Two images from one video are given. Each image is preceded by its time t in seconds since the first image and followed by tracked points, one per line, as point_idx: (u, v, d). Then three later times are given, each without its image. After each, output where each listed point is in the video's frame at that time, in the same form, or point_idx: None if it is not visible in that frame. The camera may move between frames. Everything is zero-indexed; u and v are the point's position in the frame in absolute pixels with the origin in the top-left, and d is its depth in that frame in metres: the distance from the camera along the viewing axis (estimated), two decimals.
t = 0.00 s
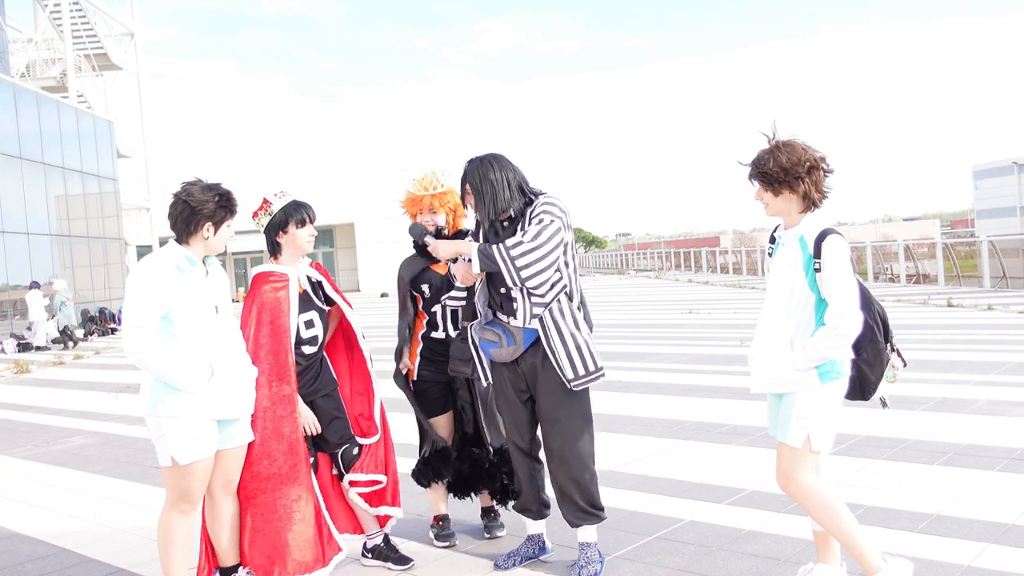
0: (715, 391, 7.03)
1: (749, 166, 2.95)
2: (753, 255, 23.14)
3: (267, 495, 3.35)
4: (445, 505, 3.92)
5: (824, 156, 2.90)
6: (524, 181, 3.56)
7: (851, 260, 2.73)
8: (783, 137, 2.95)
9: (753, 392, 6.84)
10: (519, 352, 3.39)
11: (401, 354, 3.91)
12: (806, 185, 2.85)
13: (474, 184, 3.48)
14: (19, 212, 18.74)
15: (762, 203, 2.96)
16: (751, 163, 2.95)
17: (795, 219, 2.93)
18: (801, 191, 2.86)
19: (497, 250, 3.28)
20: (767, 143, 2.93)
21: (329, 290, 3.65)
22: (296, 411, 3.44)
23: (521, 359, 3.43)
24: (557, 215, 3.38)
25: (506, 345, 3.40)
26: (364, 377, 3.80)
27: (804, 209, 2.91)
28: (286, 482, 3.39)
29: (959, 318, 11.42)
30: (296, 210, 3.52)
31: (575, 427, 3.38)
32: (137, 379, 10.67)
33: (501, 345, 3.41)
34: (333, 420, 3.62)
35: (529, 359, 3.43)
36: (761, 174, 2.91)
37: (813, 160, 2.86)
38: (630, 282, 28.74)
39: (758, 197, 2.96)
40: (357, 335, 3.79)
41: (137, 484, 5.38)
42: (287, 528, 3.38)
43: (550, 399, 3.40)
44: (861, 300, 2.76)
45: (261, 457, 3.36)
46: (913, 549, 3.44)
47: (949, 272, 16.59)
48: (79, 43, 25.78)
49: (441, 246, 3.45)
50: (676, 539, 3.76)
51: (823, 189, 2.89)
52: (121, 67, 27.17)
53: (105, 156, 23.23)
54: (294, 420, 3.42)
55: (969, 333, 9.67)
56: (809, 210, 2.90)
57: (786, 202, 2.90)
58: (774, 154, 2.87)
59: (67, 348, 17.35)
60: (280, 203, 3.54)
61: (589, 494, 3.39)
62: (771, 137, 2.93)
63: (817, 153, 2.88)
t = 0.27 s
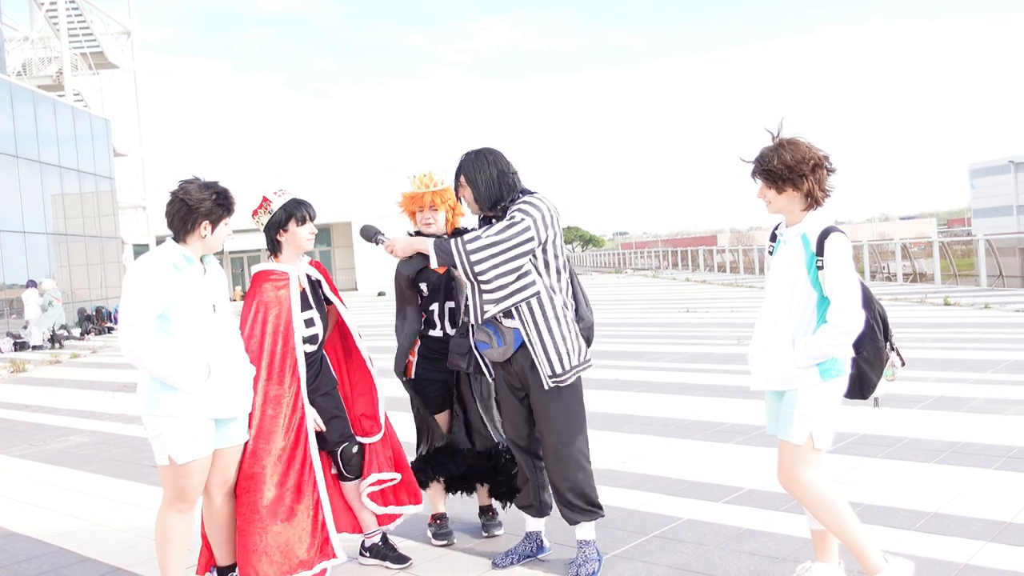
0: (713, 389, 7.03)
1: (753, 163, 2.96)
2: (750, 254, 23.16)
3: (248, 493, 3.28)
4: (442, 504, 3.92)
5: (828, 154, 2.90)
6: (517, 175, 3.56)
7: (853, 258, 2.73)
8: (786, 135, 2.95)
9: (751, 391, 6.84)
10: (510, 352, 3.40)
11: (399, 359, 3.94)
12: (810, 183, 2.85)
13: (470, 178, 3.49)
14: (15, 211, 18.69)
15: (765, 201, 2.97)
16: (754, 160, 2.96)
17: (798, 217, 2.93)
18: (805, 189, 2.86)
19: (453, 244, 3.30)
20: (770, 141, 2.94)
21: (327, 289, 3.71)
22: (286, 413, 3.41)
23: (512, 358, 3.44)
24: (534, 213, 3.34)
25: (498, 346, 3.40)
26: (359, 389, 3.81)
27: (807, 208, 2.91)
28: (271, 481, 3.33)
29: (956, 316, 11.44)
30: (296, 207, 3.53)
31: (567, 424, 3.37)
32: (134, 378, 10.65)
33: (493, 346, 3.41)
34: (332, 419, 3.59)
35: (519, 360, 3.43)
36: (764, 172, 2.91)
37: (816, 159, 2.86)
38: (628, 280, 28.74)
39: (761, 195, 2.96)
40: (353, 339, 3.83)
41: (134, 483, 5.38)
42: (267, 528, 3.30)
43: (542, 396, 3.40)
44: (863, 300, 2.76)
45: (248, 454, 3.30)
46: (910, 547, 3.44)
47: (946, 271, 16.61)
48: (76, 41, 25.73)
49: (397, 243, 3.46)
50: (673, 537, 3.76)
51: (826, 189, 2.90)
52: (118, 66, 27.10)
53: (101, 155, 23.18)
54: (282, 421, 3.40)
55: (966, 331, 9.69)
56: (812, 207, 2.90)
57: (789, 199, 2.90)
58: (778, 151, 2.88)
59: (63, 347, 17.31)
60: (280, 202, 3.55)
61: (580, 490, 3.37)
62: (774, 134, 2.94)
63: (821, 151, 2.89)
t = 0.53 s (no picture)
0: (711, 387, 7.04)
1: (755, 161, 2.96)
2: (748, 251, 23.18)
3: (240, 488, 3.26)
4: (441, 502, 3.94)
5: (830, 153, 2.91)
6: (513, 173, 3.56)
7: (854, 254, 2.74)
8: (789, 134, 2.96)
9: (749, 388, 6.85)
10: (500, 350, 3.42)
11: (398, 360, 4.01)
12: (811, 180, 2.86)
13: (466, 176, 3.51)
14: (13, 209, 18.66)
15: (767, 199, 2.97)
16: (757, 158, 2.96)
17: (800, 215, 2.93)
18: (806, 186, 2.86)
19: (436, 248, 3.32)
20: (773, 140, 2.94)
21: (326, 288, 3.72)
22: (281, 410, 3.38)
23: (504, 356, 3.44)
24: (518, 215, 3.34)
25: (489, 343, 3.42)
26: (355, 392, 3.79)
27: (809, 205, 2.91)
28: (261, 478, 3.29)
29: (954, 313, 11.45)
30: (298, 206, 3.56)
31: (564, 423, 3.38)
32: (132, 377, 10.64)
33: (484, 343, 3.43)
34: (332, 417, 3.61)
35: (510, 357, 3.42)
36: (766, 169, 2.92)
37: (818, 156, 2.87)
38: (626, 278, 28.77)
39: (763, 192, 2.96)
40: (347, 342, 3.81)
41: (132, 482, 5.38)
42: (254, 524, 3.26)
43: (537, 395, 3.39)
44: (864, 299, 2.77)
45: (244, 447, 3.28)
46: (909, 544, 3.45)
47: (944, 268, 16.64)
48: (73, 40, 25.67)
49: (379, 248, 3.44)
50: (672, 535, 3.77)
51: (827, 187, 2.90)
52: (115, 64, 27.06)
53: (99, 153, 23.14)
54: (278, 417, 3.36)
55: (964, 328, 9.71)
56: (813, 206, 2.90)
57: (791, 197, 2.90)
58: (780, 149, 2.88)
59: (61, 346, 17.29)
60: (281, 201, 3.56)
61: (577, 491, 3.38)
62: (777, 133, 2.95)
63: (823, 149, 2.89)
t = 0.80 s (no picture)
0: (711, 384, 7.04)
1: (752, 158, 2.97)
2: (747, 249, 23.19)
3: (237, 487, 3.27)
4: (440, 500, 3.94)
5: (828, 151, 2.90)
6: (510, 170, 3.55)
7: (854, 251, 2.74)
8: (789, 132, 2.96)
9: (749, 386, 6.86)
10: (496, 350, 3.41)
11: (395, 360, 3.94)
12: (806, 178, 2.86)
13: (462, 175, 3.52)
14: (11, 209, 18.63)
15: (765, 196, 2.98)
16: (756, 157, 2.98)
17: (797, 211, 2.93)
18: (800, 183, 2.87)
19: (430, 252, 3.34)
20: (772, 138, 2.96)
21: (326, 288, 3.72)
22: (278, 409, 3.35)
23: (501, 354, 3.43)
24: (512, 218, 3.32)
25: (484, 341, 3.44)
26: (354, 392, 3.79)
27: (805, 203, 2.91)
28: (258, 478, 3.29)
29: (952, 310, 11.46)
30: (299, 204, 3.56)
31: (561, 422, 3.39)
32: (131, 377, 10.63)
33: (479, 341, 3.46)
34: (331, 416, 3.61)
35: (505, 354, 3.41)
36: (762, 166, 2.93)
37: (814, 153, 2.86)
38: (625, 276, 28.77)
39: (760, 189, 2.98)
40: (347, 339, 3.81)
41: (132, 482, 5.38)
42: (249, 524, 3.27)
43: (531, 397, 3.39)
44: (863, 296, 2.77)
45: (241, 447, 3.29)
46: (909, 541, 3.45)
47: (943, 265, 16.64)
48: (70, 39, 25.62)
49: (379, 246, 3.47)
50: (672, 533, 3.77)
51: (825, 184, 2.90)
52: (113, 64, 27.02)
53: (97, 153, 23.11)
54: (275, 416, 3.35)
55: (963, 325, 9.71)
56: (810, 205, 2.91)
57: (786, 193, 2.91)
58: (776, 146, 2.89)
59: (60, 346, 17.27)
60: (281, 200, 3.56)
61: (569, 487, 3.38)
62: (775, 131, 2.95)
63: (820, 148, 2.89)
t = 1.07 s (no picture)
0: (709, 384, 7.05)
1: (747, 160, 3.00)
2: (745, 248, 23.22)
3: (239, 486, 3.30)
4: (436, 499, 3.94)
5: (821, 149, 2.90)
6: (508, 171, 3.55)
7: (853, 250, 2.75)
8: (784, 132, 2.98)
9: (747, 385, 6.86)
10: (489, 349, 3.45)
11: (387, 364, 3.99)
12: (797, 175, 2.86)
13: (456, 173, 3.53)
14: (8, 207, 18.61)
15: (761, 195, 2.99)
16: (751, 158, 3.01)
17: (794, 211, 2.93)
18: (792, 180, 2.87)
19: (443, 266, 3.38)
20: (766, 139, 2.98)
21: (326, 286, 3.72)
22: (277, 407, 3.37)
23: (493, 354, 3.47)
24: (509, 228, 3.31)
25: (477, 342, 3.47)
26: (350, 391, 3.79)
27: (800, 200, 2.91)
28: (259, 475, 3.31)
29: (950, 310, 11.48)
30: (302, 203, 3.54)
31: (556, 424, 3.40)
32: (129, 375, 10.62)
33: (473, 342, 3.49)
34: (329, 415, 3.60)
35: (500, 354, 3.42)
36: (755, 165, 2.95)
37: (806, 151, 2.87)
38: (623, 275, 28.79)
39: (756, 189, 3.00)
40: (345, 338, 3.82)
41: (129, 480, 5.37)
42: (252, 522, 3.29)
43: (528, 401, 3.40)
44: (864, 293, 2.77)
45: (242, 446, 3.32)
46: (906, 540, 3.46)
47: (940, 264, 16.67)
48: (68, 36, 25.56)
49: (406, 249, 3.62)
50: (670, 532, 3.77)
51: (820, 183, 2.89)
52: (111, 62, 26.98)
53: (95, 151, 23.08)
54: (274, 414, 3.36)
55: (960, 325, 9.73)
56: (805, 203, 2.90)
57: (780, 192, 2.91)
58: (768, 145, 2.92)
59: (57, 344, 17.24)
60: (284, 199, 3.54)
61: (565, 487, 3.38)
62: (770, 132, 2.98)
63: (813, 145, 2.89)
